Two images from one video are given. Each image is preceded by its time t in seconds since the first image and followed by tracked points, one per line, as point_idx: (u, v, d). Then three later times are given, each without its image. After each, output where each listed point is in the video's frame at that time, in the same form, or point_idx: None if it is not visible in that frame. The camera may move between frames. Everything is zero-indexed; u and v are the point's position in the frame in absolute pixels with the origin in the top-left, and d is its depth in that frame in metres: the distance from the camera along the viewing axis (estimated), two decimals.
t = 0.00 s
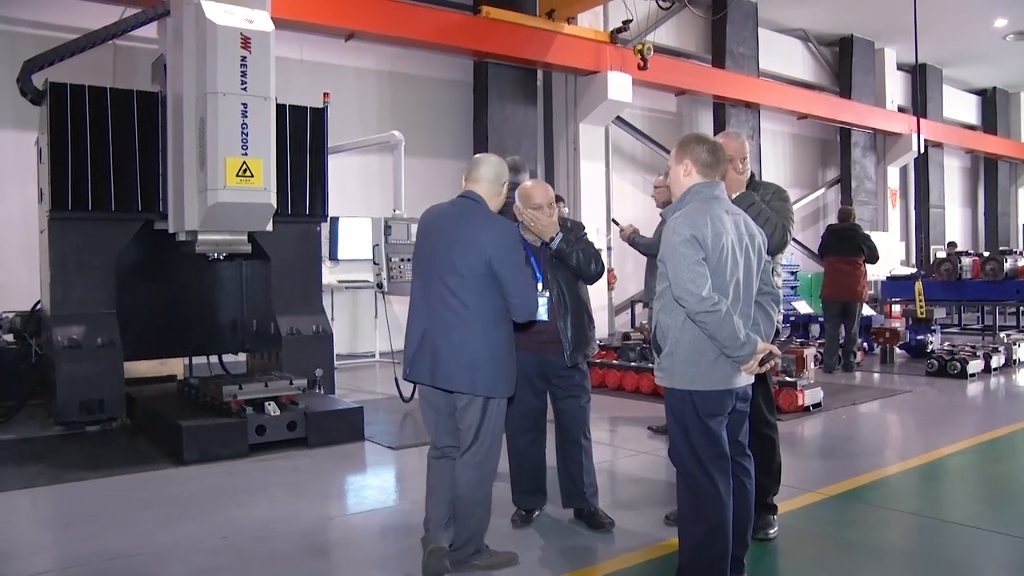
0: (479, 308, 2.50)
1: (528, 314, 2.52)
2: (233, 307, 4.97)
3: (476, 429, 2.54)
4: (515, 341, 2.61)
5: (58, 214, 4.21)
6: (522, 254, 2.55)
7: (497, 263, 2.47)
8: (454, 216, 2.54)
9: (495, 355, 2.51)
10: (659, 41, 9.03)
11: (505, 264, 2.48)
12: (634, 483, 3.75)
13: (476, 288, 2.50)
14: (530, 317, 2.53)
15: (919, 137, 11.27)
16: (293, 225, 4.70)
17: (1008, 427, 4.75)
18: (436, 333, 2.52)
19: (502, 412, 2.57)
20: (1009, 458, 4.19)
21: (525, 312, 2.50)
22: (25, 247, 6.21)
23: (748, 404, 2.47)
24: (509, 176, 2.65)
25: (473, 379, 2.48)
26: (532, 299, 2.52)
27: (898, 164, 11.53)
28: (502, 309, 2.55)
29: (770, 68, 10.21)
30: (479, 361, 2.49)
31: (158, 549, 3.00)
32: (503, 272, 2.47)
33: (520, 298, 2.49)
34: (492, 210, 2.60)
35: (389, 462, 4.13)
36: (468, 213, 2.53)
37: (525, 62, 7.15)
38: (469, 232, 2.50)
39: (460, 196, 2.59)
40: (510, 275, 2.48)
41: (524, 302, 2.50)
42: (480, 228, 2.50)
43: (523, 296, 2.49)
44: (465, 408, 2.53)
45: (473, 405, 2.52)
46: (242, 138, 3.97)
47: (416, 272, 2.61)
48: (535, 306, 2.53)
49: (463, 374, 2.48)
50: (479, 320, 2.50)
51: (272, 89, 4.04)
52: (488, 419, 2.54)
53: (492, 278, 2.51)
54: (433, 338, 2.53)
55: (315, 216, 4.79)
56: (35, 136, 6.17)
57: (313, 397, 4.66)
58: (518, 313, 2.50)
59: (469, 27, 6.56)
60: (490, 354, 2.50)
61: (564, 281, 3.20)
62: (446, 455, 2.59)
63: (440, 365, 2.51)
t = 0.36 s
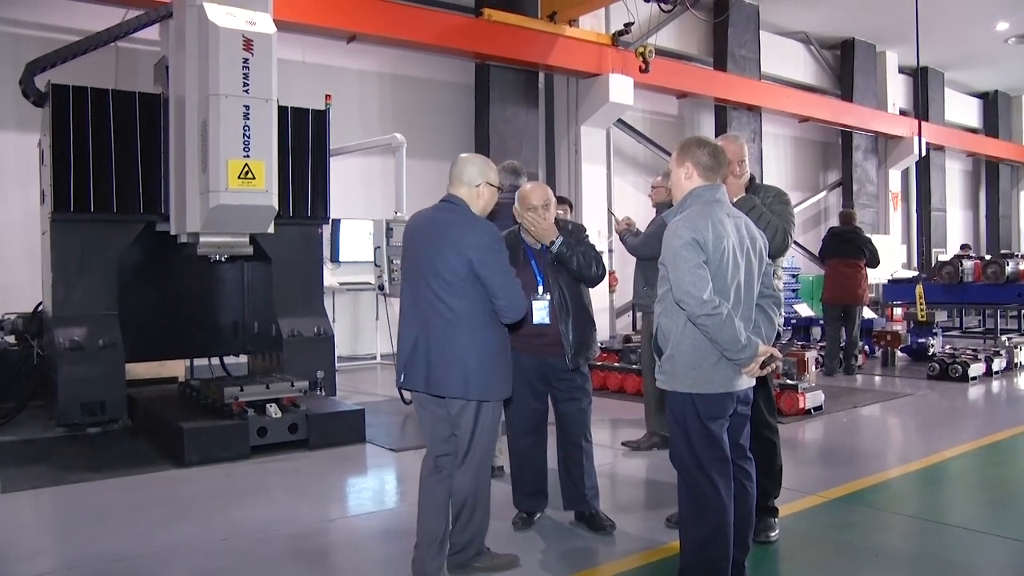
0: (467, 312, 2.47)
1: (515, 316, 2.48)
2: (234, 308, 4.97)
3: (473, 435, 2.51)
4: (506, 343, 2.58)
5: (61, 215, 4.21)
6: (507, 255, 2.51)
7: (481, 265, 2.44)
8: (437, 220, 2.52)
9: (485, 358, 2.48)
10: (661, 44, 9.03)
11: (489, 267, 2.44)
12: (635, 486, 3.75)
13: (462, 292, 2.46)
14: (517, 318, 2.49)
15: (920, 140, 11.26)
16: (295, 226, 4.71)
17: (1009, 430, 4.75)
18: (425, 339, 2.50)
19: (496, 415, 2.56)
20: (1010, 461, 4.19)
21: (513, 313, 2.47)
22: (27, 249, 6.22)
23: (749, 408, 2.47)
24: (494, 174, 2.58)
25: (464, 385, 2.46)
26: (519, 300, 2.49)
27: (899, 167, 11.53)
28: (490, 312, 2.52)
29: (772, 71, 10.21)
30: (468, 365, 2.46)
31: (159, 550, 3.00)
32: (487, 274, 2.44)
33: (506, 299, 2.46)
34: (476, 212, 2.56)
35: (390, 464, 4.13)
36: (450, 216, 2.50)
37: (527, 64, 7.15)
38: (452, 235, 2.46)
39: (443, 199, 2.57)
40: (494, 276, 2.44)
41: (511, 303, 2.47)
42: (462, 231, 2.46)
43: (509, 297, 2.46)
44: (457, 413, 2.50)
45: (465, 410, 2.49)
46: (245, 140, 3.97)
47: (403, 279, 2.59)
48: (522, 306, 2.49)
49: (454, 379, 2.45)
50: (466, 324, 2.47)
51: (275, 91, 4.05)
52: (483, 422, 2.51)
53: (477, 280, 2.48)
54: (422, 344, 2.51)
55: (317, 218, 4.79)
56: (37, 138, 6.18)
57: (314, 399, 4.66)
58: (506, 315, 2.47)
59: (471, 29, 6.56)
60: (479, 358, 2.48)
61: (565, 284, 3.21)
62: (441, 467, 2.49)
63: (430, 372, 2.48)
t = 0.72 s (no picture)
0: (451, 308, 2.44)
1: (499, 312, 2.45)
2: (236, 308, 4.97)
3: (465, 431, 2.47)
4: (491, 341, 2.55)
5: (62, 215, 4.21)
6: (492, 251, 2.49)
7: (465, 260, 2.42)
8: (422, 216, 2.50)
9: (469, 355, 2.45)
10: (663, 45, 9.03)
11: (473, 262, 2.42)
12: (636, 486, 3.76)
13: (445, 288, 2.44)
14: (501, 315, 2.46)
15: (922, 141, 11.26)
16: (296, 226, 4.70)
17: (1009, 431, 4.75)
18: (408, 336, 2.47)
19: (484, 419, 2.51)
20: (1011, 462, 4.19)
21: (497, 310, 2.44)
22: (29, 248, 6.22)
23: (748, 409, 2.47)
24: (479, 170, 2.57)
25: (446, 382, 2.42)
26: (503, 297, 2.46)
27: (900, 167, 11.54)
28: (474, 308, 2.49)
29: (773, 72, 10.21)
30: (451, 362, 2.42)
31: (161, 551, 3.01)
32: (470, 269, 2.42)
33: (490, 295, 2.43)
34: (463, 209, 2.55)
35: (391, 464, 4.14)
36: (436, 211, 2.49)
37: (529, 64, 7.15)
38: (436, 231, 2.45)
39: (430, 196, 2.55)
40: (477, 271, 2.42)
41: (495, 299, 2.44)
42: (446, 226, 2.45)
43: (493, 293, 2.43)
44: (442, 412, 2.46)
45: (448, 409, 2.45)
46: (246, 140, 3.97)
47: (388, 276, 2.57)
48: (506, 303, 2.46)
49: (435, 377, 2.42)
50: (449, 321, 2.44)
51: (276, 90, 4.05)
52: (471, 421, 2.48)
53: (462, 276, 2.46)
54: (405, 341, 2.48)
55: (318, 218, 4.79)
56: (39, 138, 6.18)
57: (316, 399, 4.67)
58: (489, 311, 2.45)
59: (472, 29, 6.56)
60: (462, 355, 2.44)
61: (566, 284, 3.21)
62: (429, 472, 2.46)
63: (412, 369, 2.45)
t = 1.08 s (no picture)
0: (454, 307, 2.42)
1: (503, 311, 2.43)
2: (235, 308, 4.96)
3: (475, 433, 2.44)
4: (494, 341, 2.53)
5: (62, 215, 4.21)
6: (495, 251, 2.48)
7: (468, 259, 2.40)
8: (423, 214, 2.49)
9: (472, 355, 2.42)
10: (662, 45, 9.04)
11: (476, 260, 2.40)
12: (636, 487, 3.76)
13: (447, 287, 2.42)
14: (505, 314, 2.44)
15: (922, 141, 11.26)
16: (296, 227, 4.70)
17: (1009, 431, 4.75)
18: (410, 336, 2.44)
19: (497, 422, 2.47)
20: (1011, 462, 4.19)
21: (501, 309, 2.43)
22: (29, 249, 6.22)
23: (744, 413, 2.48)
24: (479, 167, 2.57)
25: (451, 382, 2.39)
26: (507, 296, 2.44)
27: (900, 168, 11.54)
28: (477, 307, 2.47)
29: (773, 72, 10.21)
30: (454, 361, 2.40)
31: (163, 551, 3.01)
32: (474, 267, 2.40)
33: (494, 293, 2.41)
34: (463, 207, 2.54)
35: (391, 464, 4.14)
36: (437, 209, 2.47)
37: (528, 65, 7.15)
38: (438, 228, 2.43)
39: (430, 194, 2.54)
40: (480, 269, 2.40)
41: (499, 298, 2.42)
42: (448, 224, 2.43)
43: (496, 291, 2.41)
44: (448, 413, 2.43)
45: (453, 410, 2.42)
46: (246, 141, 3.97)
47: (388, 275, 2.54)
48: (510, 302, 2.44)
49: (440, 378, 2.39)
50: (453, 320, 2.42)
51: (275, 91, 4.05)
52: (480, 425, 2.45)
53: (465, 275, 2.44)
54: (407, 341, 2.45)
55: (318, 218, 4.79)
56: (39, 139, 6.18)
57: (316, 399, 4.67)
58: (494, 310, 2.43)
59: (472, 30, 6.56)
60: (466, 355, 2.41)
61: (566, 286, 3.22)
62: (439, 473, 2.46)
63: (416, 369, 2.41)
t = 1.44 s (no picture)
0: (481, 311, 2.42)
1: (531, 311, 2.44)
2: (236, 309, 4.96)
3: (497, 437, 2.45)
4: (522, 341, 2.54)
5: (63, 215, 4.21)
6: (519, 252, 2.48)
7: (492, 262, 2.40)
8: (444, 219, 2.48)
9: (503, 357, 2.43)
10: (663, 46, 9.04)
11: (502, 264, 2.40)
12: (636, 487, 3.76)
13: (474, 291, 2.42)
14: (533, 314, 2.45)
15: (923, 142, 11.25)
16: (297, 228, 4.70)
17: (1011, 432, 4.74)
18: (439, 343, 2.44)
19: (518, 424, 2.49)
20: (1012, 463, 4.19)
21: (530, 309, 2.43)
22: (30, 249, 6.22)
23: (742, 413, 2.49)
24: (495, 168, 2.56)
25: (484, 386, 2.40)
26: (534, 296, 2.45)
27: (902, 169, 11.54)
28: (504, 309, 2.47)
29: (774, 73, 10.21)
30: (486, 365, 2.40)
31: (163, 551, 3.01)
32: (500, 270, 2.39)
33: (520, 295, 2.42)
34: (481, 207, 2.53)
35: (393, 465, 4.14)
36: (457, 213, 2.47)
37: (529, 66, 7.15)
38: (461, 233, 2.43)
39: (447, 198, 2.54)
40: (505, 271, 2.39)
41: (525, 299, 2.43)
42: (469, 228, 2.43)
43: (522, 292, 2.42)
44: (480, 415, 2.44)
45: (486, 413, 2.43)
46: (247, 141, 3.97)
47: (413, 282, 2.55)
48: (537, 302, 2.45)
49: (473, 382, 2.40)
50: (482, 323, 2.42)
51: (276, 92, 4.05)
52: (506, 428, 2.46)
53: (490, 278, 2.44)
54: (437, 347, 2.45)
55: (319, 219, 4.78)
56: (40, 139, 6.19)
57: (317, 400, 4.67)
58: (521, 311, 2.43)
59: (473, 31, 6.56)
60: (497, 357, 2.42)
61: (568, 287, 3.22)
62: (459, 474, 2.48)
63: (450, 375, 2.43)
